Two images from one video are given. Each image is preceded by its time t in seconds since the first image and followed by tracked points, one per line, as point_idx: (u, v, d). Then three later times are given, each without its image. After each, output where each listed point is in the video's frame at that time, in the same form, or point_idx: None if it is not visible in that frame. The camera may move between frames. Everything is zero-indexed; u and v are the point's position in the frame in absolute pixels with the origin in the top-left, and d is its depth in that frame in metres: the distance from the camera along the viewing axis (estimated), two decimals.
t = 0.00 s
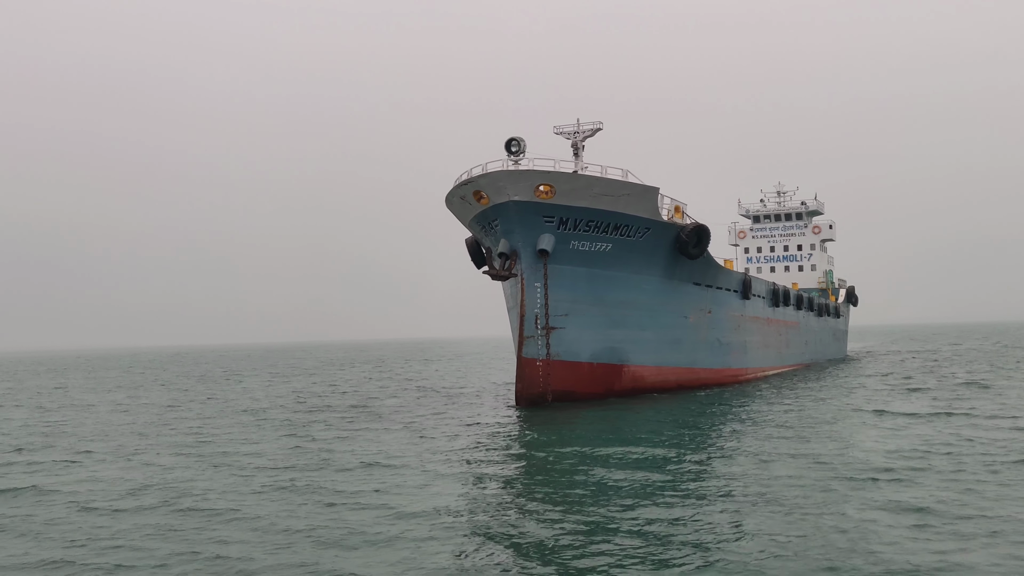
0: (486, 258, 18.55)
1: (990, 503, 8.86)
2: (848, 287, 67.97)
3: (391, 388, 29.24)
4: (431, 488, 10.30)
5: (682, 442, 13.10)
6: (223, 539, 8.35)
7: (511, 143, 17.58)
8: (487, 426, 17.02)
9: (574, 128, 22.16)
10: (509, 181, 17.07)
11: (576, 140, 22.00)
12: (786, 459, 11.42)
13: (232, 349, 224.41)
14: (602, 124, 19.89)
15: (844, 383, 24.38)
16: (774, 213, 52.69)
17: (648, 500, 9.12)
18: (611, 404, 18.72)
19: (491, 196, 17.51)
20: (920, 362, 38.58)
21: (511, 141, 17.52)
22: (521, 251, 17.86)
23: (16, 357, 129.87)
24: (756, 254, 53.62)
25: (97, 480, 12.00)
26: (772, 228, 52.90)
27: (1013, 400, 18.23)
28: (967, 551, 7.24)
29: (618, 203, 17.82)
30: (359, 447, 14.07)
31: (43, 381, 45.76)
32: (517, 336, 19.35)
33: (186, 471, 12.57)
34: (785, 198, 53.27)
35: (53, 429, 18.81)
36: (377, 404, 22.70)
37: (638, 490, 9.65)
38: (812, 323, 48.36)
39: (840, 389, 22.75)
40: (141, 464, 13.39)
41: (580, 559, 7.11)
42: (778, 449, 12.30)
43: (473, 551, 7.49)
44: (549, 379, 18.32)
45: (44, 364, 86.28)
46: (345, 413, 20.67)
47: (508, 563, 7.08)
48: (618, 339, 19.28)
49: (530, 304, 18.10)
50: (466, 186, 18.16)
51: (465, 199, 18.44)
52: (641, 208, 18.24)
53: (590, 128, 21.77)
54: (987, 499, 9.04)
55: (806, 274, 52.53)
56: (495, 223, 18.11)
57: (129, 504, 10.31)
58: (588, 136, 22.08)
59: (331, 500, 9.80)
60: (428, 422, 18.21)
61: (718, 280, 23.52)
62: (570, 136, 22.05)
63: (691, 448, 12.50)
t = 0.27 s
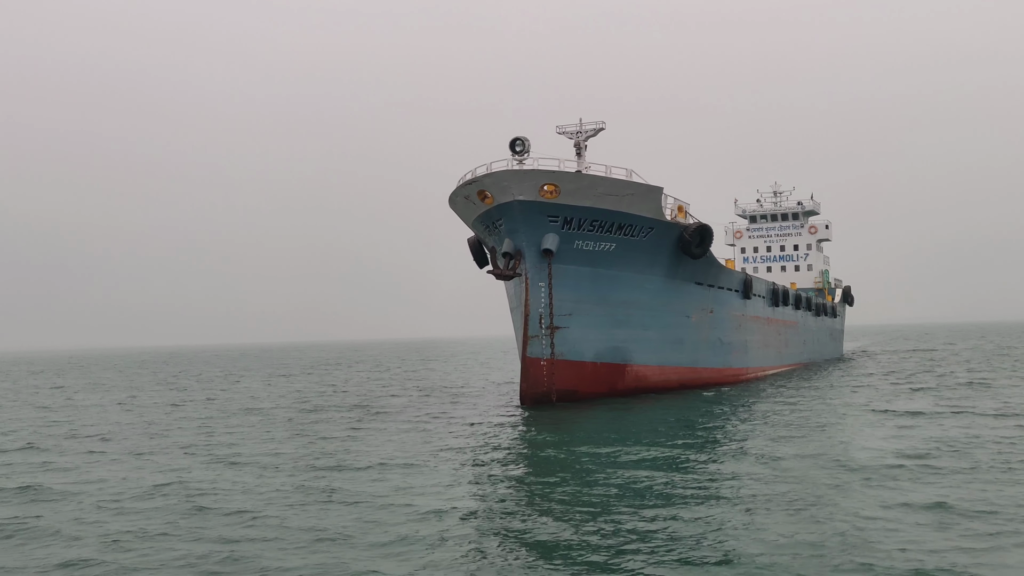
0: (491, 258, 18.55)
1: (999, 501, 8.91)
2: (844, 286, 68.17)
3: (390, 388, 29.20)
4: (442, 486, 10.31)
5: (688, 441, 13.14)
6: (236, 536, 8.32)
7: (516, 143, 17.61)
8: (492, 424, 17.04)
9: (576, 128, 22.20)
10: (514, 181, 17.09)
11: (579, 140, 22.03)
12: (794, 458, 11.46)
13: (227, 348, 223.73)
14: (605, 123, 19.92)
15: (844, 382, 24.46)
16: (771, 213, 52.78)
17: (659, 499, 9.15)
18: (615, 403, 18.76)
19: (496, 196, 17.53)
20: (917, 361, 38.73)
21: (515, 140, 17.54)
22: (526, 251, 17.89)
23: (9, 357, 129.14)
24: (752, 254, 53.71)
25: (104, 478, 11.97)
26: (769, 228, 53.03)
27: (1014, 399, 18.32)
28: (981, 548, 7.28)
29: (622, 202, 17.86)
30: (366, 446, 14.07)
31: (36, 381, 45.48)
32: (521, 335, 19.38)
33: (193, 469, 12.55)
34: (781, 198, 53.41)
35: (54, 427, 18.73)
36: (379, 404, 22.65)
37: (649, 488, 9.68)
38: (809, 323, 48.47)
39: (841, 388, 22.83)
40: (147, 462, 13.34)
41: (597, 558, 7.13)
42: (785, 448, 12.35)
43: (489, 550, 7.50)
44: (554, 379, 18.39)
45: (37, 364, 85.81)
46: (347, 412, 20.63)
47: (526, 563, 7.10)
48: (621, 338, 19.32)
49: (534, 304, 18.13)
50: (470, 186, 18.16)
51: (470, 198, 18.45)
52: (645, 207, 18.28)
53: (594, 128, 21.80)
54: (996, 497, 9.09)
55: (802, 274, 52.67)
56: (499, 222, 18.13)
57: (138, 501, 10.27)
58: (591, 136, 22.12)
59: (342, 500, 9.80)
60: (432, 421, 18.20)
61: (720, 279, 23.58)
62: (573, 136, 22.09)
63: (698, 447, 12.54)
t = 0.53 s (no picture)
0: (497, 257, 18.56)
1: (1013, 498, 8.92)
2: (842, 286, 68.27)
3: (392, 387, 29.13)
4: (454, 485, 10.29)
5: (697, 440, 13.13)
6: (251, 536, 8.28)
7: (522, 142, 17.60)
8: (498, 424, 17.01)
9: (581, 127, 22.19)
10: (520, 180, 17.07)
11: (583, 140, 22.02)
12: (804, 456, 11.46)
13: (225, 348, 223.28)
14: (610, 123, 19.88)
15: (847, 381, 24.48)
16: (769, 213, 52.82)
17: (673, 497, 9.14)
18: (621, 403, 18.76)
19: (502, 195, 17.52)
20: (917, 361, 38.78)
21: (522, 139, 17.52)
22: (532, 250, 17.88)
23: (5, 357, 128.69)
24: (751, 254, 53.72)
25: (112, 478, 11.91)
26: (767, 228, 53.07)
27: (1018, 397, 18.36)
28: (999, 545, 7.29)
29: (628, 201, 17.85)
30: (373, 446, 14.04)
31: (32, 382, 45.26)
32: (527, 335, 19.38)
33: (201, 469, 12.50)
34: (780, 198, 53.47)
35: (57, 427, 18.64)
36: (382, 403, 22.59)
37: (662, 487, 9.67)
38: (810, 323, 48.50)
39: (845, 387, 22.84)
40: (154, 462, 13.30)
41: (617, 556, 7.12)
42: (795, 446, 12.35)
43: (508, 548, 7.49)
44: (560, 378, 18.38)
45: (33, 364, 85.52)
46: (351, 412, 20.57)
47: (545, 560, 7.08)
48: (627, 337, 19.31)
49: (541, 303, 18.12)
50: (476, 185, 18.15)
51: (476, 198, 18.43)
52: (651, 206, 18.27)
53: (598, 127, 21.81)
54: (1010, 494, 9.10)
55: (801, 274, 52.72)
56: (505, 222, 18.11)
57: (148, 501, 10.22)
58: (596, 136, 22.11)
59: (355, 499, 9.77)
60: (437, 421, 18.16)
61: (724, 279, 23.58)
62: (578, 135, 22.08)
63: (707, 446, 12.53)
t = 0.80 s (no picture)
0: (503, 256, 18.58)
1: None
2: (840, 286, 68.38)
3: (394, 387, 29.12)
4: (467, 483, 10.30)
5: (706, 439, 13.16)
6: (267, 535, 8.28)
7: (528, 142, 17.64)
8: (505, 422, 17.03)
9: (585, 127, 22.21)
10: (527, 179, 17.08)
11: (587, 139, 22.05)
12: (814, 455, 11.49)
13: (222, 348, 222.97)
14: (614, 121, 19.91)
15: (850, 380, 24.51)
16: (767, 212, 52.94)
17: (687, 496, 9.16)
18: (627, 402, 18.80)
19: (509, 195, 17.53)
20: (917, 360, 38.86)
21: (528, 138, 17.55)
22: (538, 250, 17.90)
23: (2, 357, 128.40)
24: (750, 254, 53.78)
25: (121, 478, 11.89)
26: (766, 228, 53.18)
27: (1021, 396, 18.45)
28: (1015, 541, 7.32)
29: (634, 201, 17.88)
30: (382, 445, 14.04)
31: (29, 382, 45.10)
32: (533, 334, 19.40)
33: (211, 468, 12.49)
34: (778, 198, 53.57)
35: (62, 427, 18.61)
36: (386, 402, 22.56)
37: (675, 485, 9.71)
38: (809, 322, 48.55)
39: (848, 386, 22.87)
40: (162, 461, 13.29)
41: (637, 553, 7.15)
42: (803, 445, 12.37)
43: (526, 545, 7.52)
44: (566, 377, 18.41)
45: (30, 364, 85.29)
46: (355, 411, 20.54)
47: (565, 557, 7.11)
48: (633, 337, 19.34)
49: (547, 303, 18.15)
50: (482, 184, 18.15)
51: (482, 197, 18.44)
52: (657, 206, 18.30)
53: (603, 126, 21.84)
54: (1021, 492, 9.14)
55: (800, 273, 52.82)
56: (511, 221, 18.13)
57: (161, 501, 10.21)
58: (600, 135, 22.14)
59: (369, 498, 9.80)
60: (443, 420, 18.17)
61: (728, 278, 23.63)
62: (582, 135, 22.11)
63: (716, 444, 12.56)
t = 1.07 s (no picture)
0: (511, 256, 18.58)
1: None
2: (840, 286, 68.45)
3: (397, 387, 29.10)
4: (481, 482, 10.31)
5: (716, 438, 13.18)
6: (285, 534, 8.28)
7: (536, 142, 17.65)
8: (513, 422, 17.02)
9: (591, 127, 22.23)
10: (536, 179, 17.09)
11: (593, 139, 22.06)
12: (826, 454, 11.51)
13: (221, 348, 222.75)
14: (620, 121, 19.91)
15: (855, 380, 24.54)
16: (767, 212, 53.00)
17: (703, 495, 9.18)
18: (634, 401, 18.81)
19: (517, 194, 17.54)
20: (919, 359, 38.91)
21: (536, 138, 17.56)
22: (546, 249, 17.91)
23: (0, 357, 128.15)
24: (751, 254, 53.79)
25: (132, 478, 11.87)
26: (766, 228, 53.23)
27: None
28: None
29: (642, 200, 17.89)
30: (391, 445, 14.04)
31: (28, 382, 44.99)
32: (540, 333, 19.41)
33: (221, 468, 12.47)
34: (778, 198, 53.62)
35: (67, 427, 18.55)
36: (391, 402, 22.53)
37: (690, 484, 9.72)
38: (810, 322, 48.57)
39: (853, 385, 22.91)
40: (172, 461, 13.27)
41: (659, 552, 7.17)
42: (814, 444, 12.40)
43: (546, 543, 7.53)
44: (574, 376, 18.42)
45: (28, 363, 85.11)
46: (361, 411, 20.52)
47: (586, 556, 7.12)
48: (639, 336, 19.35)
49: (555, 302, 18.16)
50: (490, 184, 18.15)
51: (489, 196, 18.44)
52: (664, 205, 18.31)
53: (608, 126, 21.85)
54: None
55: (800, 273, 52.88)
56: (519, 221, 18.13)
57: (175, 501, 10.18)
58: (606, 135, 22.15)
59: (384, 497, 9.80)
60: (450, 419, 18.16)
61: (733, 277, 23.64)
62: (588, 134, 22.13)
63: (727, 444, 12.57)
